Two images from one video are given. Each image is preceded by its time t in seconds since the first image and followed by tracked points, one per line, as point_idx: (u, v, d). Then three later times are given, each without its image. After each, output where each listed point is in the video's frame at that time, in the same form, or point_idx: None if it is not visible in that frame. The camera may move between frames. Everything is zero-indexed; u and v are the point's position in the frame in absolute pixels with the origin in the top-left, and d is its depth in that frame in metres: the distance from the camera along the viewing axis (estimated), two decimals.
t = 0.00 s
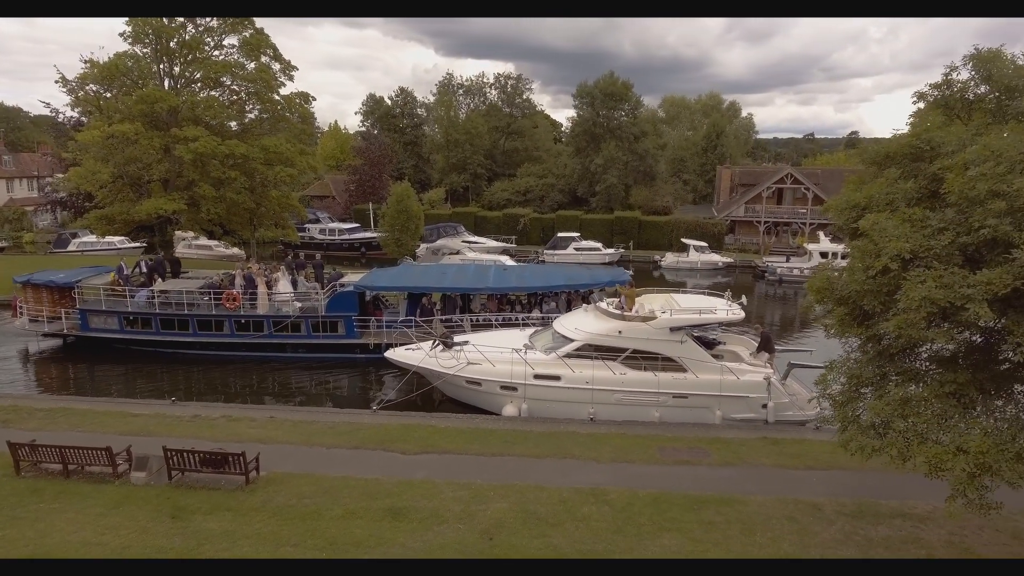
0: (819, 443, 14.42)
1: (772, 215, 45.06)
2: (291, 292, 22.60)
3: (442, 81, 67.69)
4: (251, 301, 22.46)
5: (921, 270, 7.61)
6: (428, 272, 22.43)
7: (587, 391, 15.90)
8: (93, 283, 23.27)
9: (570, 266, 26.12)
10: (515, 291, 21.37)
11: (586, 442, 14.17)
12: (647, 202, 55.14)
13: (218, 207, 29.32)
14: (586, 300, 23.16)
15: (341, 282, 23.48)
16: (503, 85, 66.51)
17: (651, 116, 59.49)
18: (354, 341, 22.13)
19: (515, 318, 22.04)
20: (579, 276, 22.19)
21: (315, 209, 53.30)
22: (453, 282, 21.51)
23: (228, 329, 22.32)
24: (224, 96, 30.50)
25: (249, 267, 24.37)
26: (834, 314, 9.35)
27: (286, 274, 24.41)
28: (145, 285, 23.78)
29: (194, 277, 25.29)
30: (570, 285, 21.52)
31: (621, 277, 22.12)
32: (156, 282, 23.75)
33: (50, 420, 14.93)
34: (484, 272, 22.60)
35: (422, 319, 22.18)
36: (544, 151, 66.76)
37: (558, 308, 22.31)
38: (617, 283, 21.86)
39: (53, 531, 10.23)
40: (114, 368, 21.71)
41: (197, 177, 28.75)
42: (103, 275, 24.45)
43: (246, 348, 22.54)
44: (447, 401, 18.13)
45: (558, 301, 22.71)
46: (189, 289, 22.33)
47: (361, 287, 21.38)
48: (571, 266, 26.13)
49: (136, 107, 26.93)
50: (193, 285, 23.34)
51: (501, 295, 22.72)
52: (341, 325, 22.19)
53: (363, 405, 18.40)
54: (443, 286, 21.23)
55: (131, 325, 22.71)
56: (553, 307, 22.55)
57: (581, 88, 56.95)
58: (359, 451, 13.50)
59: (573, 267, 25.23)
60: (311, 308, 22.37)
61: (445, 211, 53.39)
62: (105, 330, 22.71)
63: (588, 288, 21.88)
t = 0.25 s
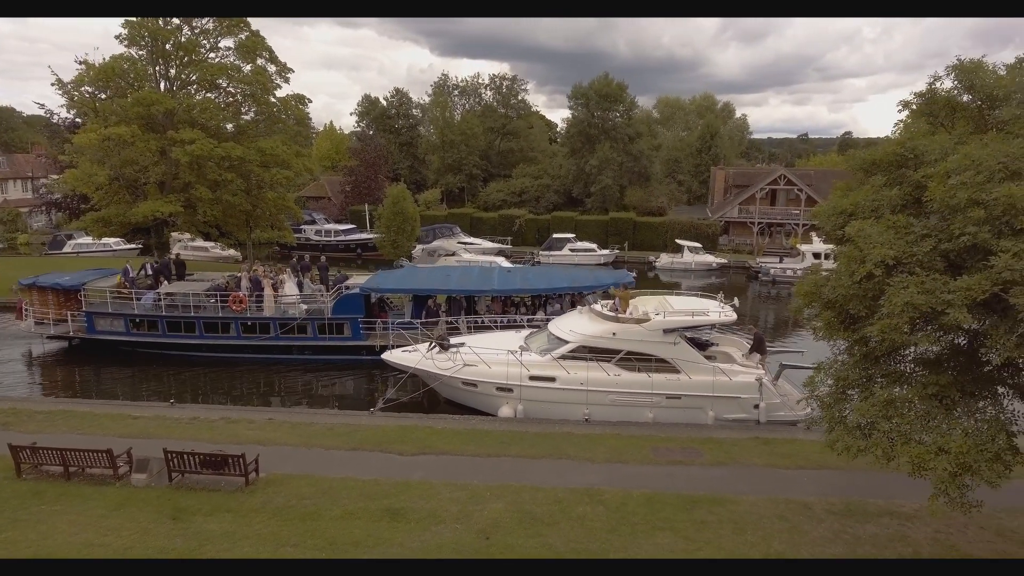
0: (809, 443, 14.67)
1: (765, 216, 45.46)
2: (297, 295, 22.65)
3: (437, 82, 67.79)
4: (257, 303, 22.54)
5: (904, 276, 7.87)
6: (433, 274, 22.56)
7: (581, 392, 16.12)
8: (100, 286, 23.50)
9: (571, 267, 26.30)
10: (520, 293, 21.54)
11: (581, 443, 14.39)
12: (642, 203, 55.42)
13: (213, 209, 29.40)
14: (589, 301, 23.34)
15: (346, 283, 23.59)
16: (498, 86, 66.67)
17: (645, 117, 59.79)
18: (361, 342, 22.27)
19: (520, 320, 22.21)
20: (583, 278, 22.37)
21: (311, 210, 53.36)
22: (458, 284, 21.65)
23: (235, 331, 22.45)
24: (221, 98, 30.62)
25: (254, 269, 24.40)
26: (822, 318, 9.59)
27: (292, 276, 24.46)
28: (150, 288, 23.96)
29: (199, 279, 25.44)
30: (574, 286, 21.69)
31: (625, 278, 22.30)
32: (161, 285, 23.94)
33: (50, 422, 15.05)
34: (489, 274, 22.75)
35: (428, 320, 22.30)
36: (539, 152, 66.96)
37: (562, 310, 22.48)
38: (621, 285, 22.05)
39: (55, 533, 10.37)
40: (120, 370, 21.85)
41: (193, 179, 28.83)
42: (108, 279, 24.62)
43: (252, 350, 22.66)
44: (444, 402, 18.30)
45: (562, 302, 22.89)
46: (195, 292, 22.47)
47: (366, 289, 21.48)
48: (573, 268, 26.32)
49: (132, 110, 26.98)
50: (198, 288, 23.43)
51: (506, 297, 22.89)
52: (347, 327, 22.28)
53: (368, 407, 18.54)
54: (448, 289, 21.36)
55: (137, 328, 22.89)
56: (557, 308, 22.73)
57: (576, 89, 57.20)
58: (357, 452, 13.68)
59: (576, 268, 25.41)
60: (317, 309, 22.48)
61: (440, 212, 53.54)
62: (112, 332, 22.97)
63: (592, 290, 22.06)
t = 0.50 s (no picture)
0: (801, 443, 14.91)
1: (760, 216, 45.75)
2: (304, 296, 22.72)
3: (433, 83, 67.93)
4: (264, 305, 22.67)
5: (889, 282, 8.10)
6: (438, 276, 22.71)
7: (577, 393, 16.35)
8: (106, 289, 23.57)
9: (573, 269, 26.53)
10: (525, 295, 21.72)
11: (576, 444, 14.61)
12: (637, 204, 55.67)
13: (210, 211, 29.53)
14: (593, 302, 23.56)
15: (352, 286, 23.71)
16: (494, 87, 66.83)
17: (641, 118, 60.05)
18: (367, 344, 22.45)
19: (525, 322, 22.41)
20: (587, 279, 22.58)
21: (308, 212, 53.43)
22: (464, 286, 21.81)
23: (242, 333, 22.59)
24: (217, 100, 30.71)
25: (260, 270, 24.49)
26: (811, 321, 9.82)
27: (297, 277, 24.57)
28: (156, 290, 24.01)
29: (204, 281, 25.56)
30: (579, 288, 21.89)
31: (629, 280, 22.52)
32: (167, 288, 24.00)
33: (50, 425, 15.16)
34: (494, 276, 22.92)
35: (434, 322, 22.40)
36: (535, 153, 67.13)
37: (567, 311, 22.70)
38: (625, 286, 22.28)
39: (58, 534, 10.51)
40: (127, 372, 21.97)
41: (190, 181, 28.92)
42: (114, 280, 24.68)
43: (258, 352, 22.83)
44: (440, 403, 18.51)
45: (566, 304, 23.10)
46: (202, 294, 22.58)
47: (373, 291, 21.61)
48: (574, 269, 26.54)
49: (129, 112, 27.03)
50: (204, 289, 23.53)
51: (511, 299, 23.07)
52: (354, 328, 22.45)
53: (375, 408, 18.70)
54: (455, 291, 21.51)
55: (144, 330, 22.99)
56: (562, 310, 22.93)
57: (572, 90, 57.44)
58: (355, 453, 13.86)
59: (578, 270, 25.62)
60: (323, 311, 22.60)
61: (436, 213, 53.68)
62: (119, 334, 23.06)
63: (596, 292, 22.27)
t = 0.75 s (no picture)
0: (796, 444, 15.12)
1: (758, 217, 45.97)
2: (314, 299, 23.04)
3: (432, 84, 68.16)
4: (275, 307, 22.91)
5: (880, 288, 8.32)
6: (448, 278, 22.94)
7: (575, 395, 16.58)
8: (118, 290, 23.73)
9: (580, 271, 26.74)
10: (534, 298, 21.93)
11: (575, 445, 14.83)
12: (636, 205, 55.87)
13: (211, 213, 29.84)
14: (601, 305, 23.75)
15: (362, 288, 23.96)
16: (493, 88, 66.99)
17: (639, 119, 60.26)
18: (377, 346, 22.73)
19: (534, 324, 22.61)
20: (595, 282, 22.78)
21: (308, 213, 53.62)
22: (474, 289, 22.04)
23: (253, 335, 22.82)
24: (218, 103, 30.89)
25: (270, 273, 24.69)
26: (805, 326, 10.05)
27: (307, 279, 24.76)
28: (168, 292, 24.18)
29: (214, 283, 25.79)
30: (587, 291, 22.08)
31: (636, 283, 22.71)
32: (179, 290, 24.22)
33: (55, 427, 15.35)
34: (503, 278, 23.14)
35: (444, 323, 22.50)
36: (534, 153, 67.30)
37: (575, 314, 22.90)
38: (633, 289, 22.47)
39: (66, 535, 10.71)
40: (140, 374, 22.18)
41: (191, 184, 29.11)
42: (125, 282, 24.83)
43: (269, 353, 23.05)
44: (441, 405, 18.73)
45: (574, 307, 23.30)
46: (214, 296, 22.78)
47: (383, 293, 21.84)
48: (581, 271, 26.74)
49: (130, 115, 27.19)
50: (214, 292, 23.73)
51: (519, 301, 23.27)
52: (364, 331, 22.74)
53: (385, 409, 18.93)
54: (464, 293, 21.74)
55: (156, 332, 23.17)
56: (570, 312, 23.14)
57: (570, 92, 57.68)
58: (357, 455, 14.07)
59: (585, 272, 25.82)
60: (333, 313, 22.93)
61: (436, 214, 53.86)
62: (130, 336, 23.24)
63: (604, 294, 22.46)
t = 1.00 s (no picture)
0: (794, 446, 15.30)
1: (758, 219, 46.14)
2: (326, 302, 23.31)
3: (432, 85, 68.42)
4: (287, 310, 23.17)
5: (873, 295, 8.54)
6: (458, 281, 23.14)
7: (576, 398, 16.80)
8: (131, 292, 23.86)
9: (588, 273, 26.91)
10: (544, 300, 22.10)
11: (575, 447, 15.03)
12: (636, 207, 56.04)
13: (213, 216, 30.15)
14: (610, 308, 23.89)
15: (373, 290, 24.20)
16: (493, 89, 67.15)
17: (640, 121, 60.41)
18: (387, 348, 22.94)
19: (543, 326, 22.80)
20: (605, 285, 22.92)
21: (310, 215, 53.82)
22: (484, 291, 22.23)
23: (266, 337, 23.05)
24: (220, 105, 31.07)
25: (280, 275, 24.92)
26: (801, 332, 10.24)
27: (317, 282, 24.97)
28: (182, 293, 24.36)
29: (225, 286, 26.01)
30: (597, 294, 22.23)
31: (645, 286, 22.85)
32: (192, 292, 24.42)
33: (62, 429, 15.55)
34: (513, 281, 23.32)
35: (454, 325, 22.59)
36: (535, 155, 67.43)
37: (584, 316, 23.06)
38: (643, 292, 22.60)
39: (75, 535, 10.90)
40: (154, 376, 22.38)
41: (194, 187, 29.32)
42: (138, 284, 25.00)
43: (281, 355, 23.27)
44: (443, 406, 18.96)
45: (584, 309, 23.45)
46: (226, 299, 22.99)
47: (394, 296, 22.08)
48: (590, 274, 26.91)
49: (134, 118, 27.38)
50: (225, 294, 23.93)
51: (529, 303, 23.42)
52: (374, 333, 22.97)
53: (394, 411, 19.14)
54: (474, 296, 21.94)
55: (169, 334, 23.37)
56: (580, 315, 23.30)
57: (571, 93, 57.89)
58: (359, 457, 14.27)
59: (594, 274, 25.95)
60: (344, 315, 23.15)
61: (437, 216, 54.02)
62: (143, 339, 23.43)
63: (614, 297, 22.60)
